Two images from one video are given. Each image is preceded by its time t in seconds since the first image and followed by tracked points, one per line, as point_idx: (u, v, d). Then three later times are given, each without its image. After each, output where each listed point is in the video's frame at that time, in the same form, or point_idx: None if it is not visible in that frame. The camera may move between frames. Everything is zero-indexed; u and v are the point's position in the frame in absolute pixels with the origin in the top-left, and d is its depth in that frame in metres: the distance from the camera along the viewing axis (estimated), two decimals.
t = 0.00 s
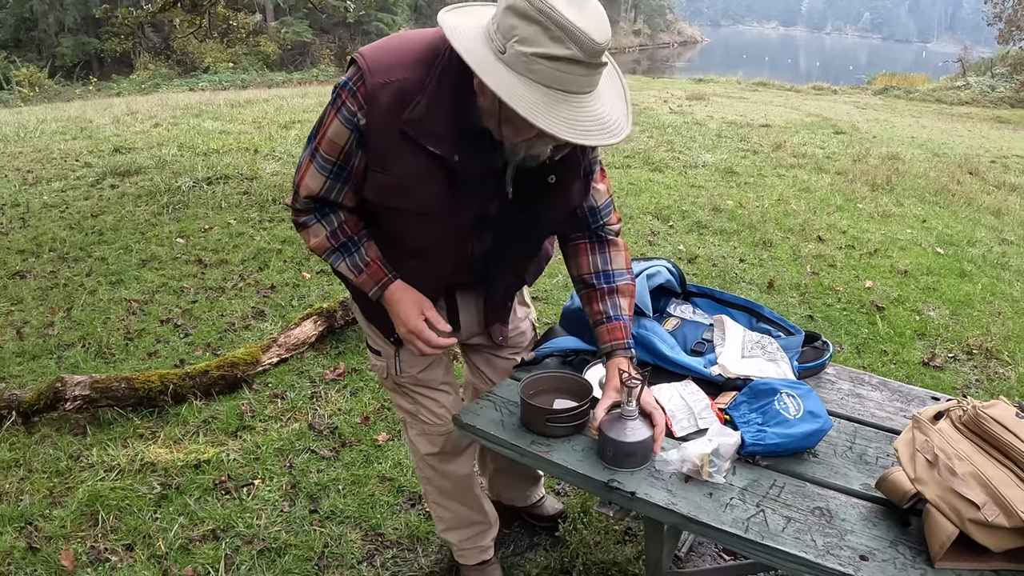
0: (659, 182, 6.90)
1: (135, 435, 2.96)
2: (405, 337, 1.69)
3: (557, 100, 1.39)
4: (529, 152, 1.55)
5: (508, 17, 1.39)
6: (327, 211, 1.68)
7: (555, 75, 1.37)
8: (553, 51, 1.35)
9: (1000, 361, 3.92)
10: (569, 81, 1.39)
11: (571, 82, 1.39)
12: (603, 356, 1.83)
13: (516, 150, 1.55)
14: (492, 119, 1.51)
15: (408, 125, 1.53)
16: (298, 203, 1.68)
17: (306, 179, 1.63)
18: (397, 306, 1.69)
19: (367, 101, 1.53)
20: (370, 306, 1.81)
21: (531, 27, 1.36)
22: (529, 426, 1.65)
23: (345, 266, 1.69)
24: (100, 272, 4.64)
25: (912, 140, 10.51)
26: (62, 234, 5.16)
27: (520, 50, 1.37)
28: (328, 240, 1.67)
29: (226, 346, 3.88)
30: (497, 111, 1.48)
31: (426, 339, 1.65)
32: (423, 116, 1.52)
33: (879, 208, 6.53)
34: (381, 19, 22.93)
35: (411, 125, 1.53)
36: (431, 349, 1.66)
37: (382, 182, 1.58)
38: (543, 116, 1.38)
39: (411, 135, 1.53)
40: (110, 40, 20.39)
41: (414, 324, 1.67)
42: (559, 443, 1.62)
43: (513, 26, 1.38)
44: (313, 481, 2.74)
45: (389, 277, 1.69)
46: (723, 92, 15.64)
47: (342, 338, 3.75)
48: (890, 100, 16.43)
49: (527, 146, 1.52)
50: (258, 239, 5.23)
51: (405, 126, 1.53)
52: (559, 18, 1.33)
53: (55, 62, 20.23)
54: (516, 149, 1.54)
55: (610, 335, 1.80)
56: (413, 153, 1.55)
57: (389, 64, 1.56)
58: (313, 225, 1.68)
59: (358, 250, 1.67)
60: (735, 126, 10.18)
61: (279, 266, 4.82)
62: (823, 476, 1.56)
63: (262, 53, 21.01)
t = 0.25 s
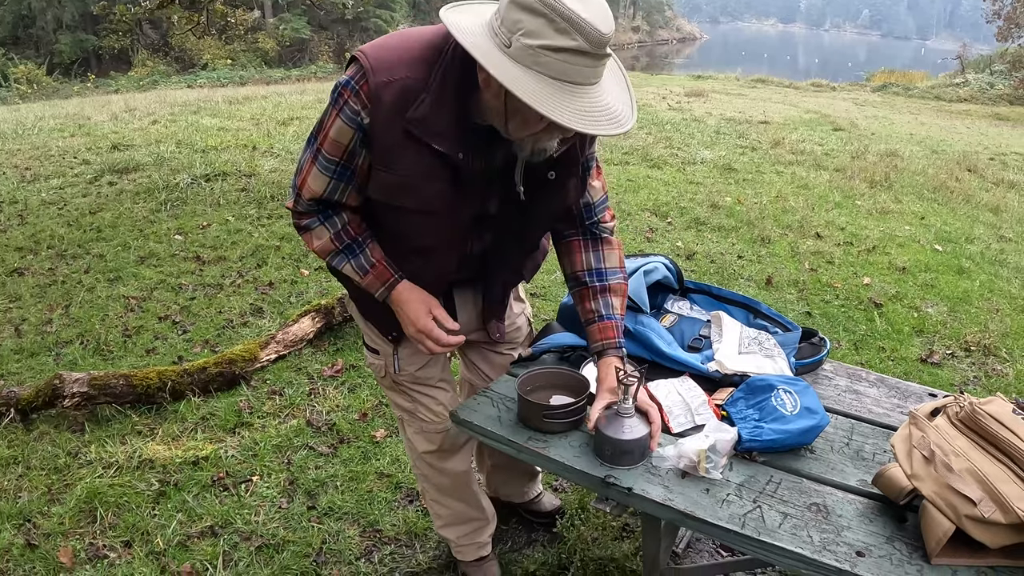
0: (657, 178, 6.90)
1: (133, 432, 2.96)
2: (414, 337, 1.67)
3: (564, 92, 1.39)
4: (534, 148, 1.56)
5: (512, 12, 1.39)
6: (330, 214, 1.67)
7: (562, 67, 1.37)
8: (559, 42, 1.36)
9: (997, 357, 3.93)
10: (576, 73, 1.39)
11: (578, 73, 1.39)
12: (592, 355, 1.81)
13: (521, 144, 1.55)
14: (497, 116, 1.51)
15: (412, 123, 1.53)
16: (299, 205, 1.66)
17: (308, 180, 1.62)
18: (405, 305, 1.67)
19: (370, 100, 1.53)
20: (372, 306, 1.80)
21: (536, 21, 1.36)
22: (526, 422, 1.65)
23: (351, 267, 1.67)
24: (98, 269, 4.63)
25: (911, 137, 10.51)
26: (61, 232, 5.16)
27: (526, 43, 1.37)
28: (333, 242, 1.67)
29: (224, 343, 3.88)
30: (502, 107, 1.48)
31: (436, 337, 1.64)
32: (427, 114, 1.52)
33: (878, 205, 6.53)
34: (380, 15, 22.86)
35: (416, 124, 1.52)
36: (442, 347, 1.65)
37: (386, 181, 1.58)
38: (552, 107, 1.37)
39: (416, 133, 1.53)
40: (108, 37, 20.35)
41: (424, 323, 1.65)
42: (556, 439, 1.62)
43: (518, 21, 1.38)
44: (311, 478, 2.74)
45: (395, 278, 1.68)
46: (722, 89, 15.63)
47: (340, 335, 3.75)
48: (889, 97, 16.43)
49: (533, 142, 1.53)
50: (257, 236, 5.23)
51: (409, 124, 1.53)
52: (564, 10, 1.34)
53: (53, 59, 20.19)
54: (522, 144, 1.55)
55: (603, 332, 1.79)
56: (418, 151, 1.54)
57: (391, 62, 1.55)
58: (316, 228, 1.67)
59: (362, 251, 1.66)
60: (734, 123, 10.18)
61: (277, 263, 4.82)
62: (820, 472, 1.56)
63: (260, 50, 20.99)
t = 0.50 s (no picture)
0: (657, 174, 6.89)
1: (133, 428, 2.96)
2: (430, 332, 1.68)
3: (581, 84, 1.40)
4: (545, 140, 1.57)
5: (529, 3, 1.39)
6: (340, 212, 1.65)
7: (580, 59, 1.38)
8: (578, 34, 1.36)
9: (997, 353, 3.93)
10: (593, 65, 1.39)
11: (595, 66, 1.40)
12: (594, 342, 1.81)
13: (532, 136, 1.56)
14: (509, 107, 1.51)
15: (426, 115, 1.52)
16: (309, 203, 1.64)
17: (320, 174, 1.59)
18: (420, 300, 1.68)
19: (384, 92, 1.51)
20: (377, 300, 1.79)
21: (555, 12, 1.37)
22: (524, 417, 1.65)
23: (362, 266, 1.67)
24: (98, 265, 4.63)
25: (911, 133, 10.50)
26: (60, 228, 5.16)
27: (545, 34, 1.37)
28: (343, 240, 1.65)
29: (224, 339, 3.88)
30: (515, 97, 1.48)
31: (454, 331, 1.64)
32: (441, 106, 1.52)
33: (877, 201, 6.52)
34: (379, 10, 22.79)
35: (430, 116, 1.52)
36: (459, 342, 1.66)
37: (398, 173, 1.57)
38: (571, 98, 1.37)
39: (429, 124, 1.52)
40: (108, 33, 20.31)
41: (441, 318, 1.67)
42: (554, 434, 1.62)
43: (536, 12, 1.38)
44: (310, 473, 2.74)
45: (408, 275, 1.68)
46: (722, 85, 15.60)
47: (340, 330, 3.75)
48: (889, 93, 16.41)
49: (544, 134, 1.54)
50: (256, 231, 5.22)
51: (423, 115, 1.52)
52: (583, 3, 1.35)
53: (53, 55, 20.15)
54: (533, 136, 1.56)
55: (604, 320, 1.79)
56: (431, 143, 1.54)
57: (403, 54, 1.54)
58: (326, 226, 1.65)
59: (374, 249, 1.66)
60: (734, 119, 10.16)
61: (277, 258, 4.82)
62: (818, 467, 1.56)
63: (260, 45, 20.96)
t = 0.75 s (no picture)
0: (658, 171, 6.88)
1: (132, 424, 2.96)
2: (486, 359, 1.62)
3: (586, 77, 1.39)
4: (551, 132, 1.56)
5: None
6: (379, 239, 1.59)
7: (585, 52, 1.38)
8: (583, 27, 1.36)
9: (997, 351, 3.92)
10: (597, 59, 1.39)
11: (598, 59, 1.40)
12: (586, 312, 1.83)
13: (533, 130, 1.56)
14: (513, 101, 1.50)
15: (437, 114, 1.50)
16: (345, 232, 1.57)
17: (354, 195, 1.53)
18: (471, 325, 1.64)
19: (398, 94, 1.48)
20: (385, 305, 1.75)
21: (561, 5, 1.36)
22: (520, 414, 1.64)
23: (408, 296, 1.62)
24: (98, 262, 4.63)
25: (913, 130, 10.47)
26: (61, 225, 5.15)
27: (550, 26, 1.37)
28: (387, 270, 1.59)
29: (223, 336, 3.88)
30: (517, 88, 1.47)
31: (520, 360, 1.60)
32: (451, 104, 1.49)
33: (879, 198, 6.51)
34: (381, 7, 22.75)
35: (442, 115, 1.49)
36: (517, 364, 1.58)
37: (415, 175, 1.54)
38: (576, 90, 1.37)
39: (443, 124, 1.50)
40: (109, 30, 20.29)
41: (494, 342, 1.62)
42: (550, 431, 1.62)
43: (541, 4, 1.38)
44: (309, 470, 2.74)
45: (456, 301, 1.64)
46: (724, 82, 15.57)
47: (339, 327, 3.74)
48: (891, 90, 16.37)
49: (548, 126, 1.53)
50: (256, 228, 5.22)
51: (436, 115, 1.49)
52: None
53: (54, 52, 20.14)
54: (534, 130, 1.55)
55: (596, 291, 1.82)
56: (446, 142, 1.52)
57: (409, 55, 1.51)
58: (366, 257, 1.58)
59: (419, 277, 1.62)
60: (736, 116, 10.14)
61: (277, 255, 4.81)
62: (815, 466, 1.55)
63: (261, 42, 20.94)
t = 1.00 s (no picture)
0: (657, 169, 6.86)
1: (131, 424, 2.95)
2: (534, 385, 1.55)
3: (598, 75, 1.38)
4: (559, 128, 1.56)
5: None
6: (422, 251, 1.54)
7: (599, 50, 1.37)
8: (598, 25, 1.35)
9: (998, 348, 3.91)
10: (610, 58, 1.39)
11: (612, 59, 1.39)
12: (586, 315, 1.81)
13: (538, 127, 1.55)
14: (521, 97, 1.49)
15: (452, 107, 1.47)
16: (385, 237, 1.51)
17: (390, 194, 1.47)
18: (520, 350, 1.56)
19: (415, 86, 1.44)
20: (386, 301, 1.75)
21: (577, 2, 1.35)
22: (518, 413, 1.64)
23: (453, 312, 1.56)
24: (97, 262, 4.62)
25: (913, 127, 10.45)
26: (60, 225, 5.14)
27: (566, 23, 1.35)
28: (430, 284, 1.54)
29: (222, 335, 3.87)
30: (527, 84, 1.46)
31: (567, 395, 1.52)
32: (465, 97, 1.47)
33: (879, 195, 6.49)
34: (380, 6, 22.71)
35: (457, 108, 1.47)
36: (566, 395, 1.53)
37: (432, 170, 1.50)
38: (591, 88, 1.36)
39: (458, 117, 1.47)
40: (109, 30, 20.27)
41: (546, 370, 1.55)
42: (548, 430, 1.61)
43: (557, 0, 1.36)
44: (307, 469, 2.73)
45: (504, 319, 1.57)
46: (723, 79, 15.55)
47: (338, 326, 3.73)
48: (891, 87, 16.35)
49: (554, 123, 1.53)
50: (255, 227, 5.21)
51: (452, 109, 1.47)
52: None
53: (53, 53, 20.11)
54: (540, 125, 1.54)
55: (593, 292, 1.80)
56: (461, 136, 1.49)
57: (421, 47, 1.48)
58: (407, 270, 1.53)
59: (464, 292, 1.57)
60: (735, 114, 10.12)
61: (276, 254, 4.80)
62: (816, 464, 1.54)
63: (260, 42, 20.93)
